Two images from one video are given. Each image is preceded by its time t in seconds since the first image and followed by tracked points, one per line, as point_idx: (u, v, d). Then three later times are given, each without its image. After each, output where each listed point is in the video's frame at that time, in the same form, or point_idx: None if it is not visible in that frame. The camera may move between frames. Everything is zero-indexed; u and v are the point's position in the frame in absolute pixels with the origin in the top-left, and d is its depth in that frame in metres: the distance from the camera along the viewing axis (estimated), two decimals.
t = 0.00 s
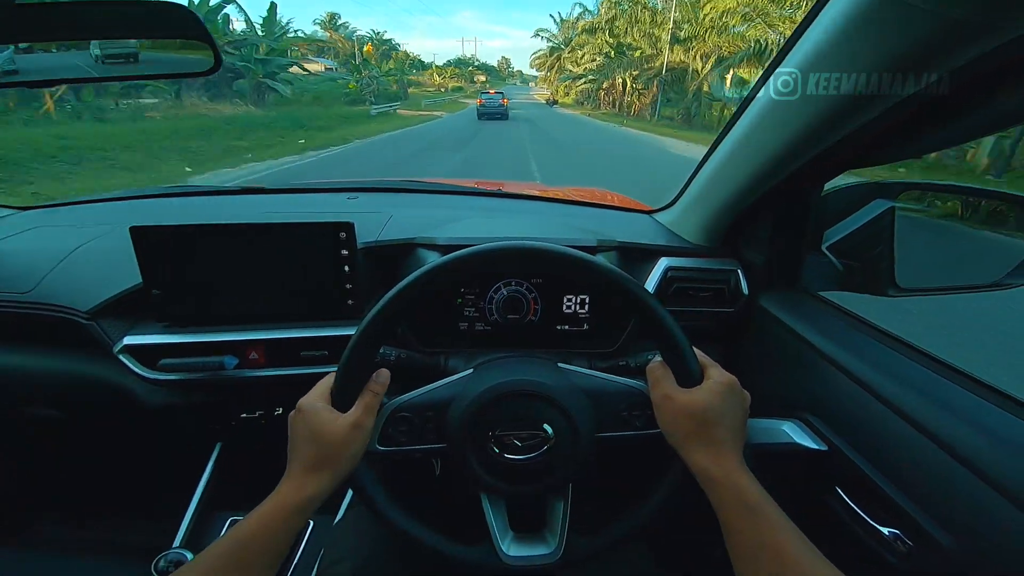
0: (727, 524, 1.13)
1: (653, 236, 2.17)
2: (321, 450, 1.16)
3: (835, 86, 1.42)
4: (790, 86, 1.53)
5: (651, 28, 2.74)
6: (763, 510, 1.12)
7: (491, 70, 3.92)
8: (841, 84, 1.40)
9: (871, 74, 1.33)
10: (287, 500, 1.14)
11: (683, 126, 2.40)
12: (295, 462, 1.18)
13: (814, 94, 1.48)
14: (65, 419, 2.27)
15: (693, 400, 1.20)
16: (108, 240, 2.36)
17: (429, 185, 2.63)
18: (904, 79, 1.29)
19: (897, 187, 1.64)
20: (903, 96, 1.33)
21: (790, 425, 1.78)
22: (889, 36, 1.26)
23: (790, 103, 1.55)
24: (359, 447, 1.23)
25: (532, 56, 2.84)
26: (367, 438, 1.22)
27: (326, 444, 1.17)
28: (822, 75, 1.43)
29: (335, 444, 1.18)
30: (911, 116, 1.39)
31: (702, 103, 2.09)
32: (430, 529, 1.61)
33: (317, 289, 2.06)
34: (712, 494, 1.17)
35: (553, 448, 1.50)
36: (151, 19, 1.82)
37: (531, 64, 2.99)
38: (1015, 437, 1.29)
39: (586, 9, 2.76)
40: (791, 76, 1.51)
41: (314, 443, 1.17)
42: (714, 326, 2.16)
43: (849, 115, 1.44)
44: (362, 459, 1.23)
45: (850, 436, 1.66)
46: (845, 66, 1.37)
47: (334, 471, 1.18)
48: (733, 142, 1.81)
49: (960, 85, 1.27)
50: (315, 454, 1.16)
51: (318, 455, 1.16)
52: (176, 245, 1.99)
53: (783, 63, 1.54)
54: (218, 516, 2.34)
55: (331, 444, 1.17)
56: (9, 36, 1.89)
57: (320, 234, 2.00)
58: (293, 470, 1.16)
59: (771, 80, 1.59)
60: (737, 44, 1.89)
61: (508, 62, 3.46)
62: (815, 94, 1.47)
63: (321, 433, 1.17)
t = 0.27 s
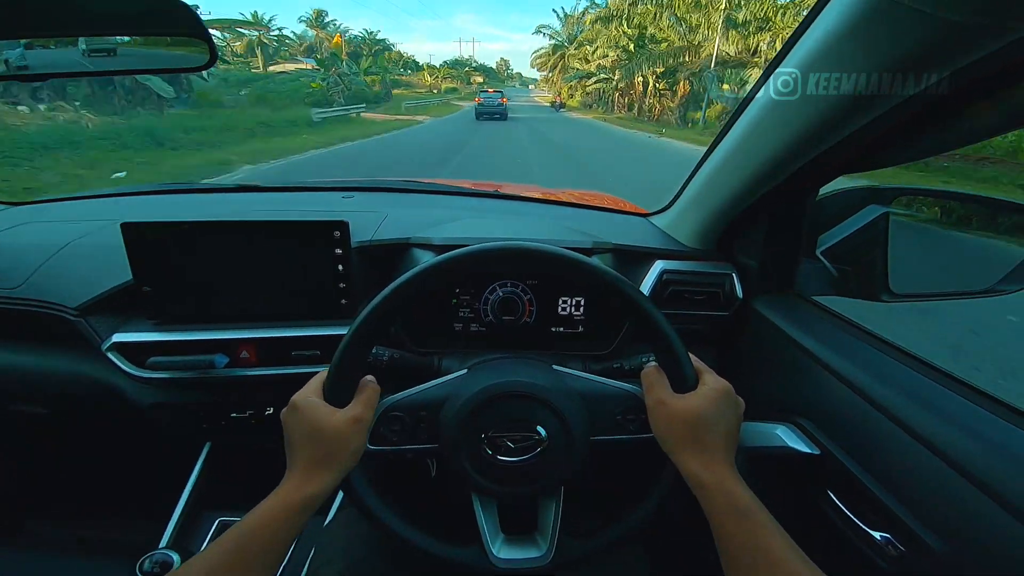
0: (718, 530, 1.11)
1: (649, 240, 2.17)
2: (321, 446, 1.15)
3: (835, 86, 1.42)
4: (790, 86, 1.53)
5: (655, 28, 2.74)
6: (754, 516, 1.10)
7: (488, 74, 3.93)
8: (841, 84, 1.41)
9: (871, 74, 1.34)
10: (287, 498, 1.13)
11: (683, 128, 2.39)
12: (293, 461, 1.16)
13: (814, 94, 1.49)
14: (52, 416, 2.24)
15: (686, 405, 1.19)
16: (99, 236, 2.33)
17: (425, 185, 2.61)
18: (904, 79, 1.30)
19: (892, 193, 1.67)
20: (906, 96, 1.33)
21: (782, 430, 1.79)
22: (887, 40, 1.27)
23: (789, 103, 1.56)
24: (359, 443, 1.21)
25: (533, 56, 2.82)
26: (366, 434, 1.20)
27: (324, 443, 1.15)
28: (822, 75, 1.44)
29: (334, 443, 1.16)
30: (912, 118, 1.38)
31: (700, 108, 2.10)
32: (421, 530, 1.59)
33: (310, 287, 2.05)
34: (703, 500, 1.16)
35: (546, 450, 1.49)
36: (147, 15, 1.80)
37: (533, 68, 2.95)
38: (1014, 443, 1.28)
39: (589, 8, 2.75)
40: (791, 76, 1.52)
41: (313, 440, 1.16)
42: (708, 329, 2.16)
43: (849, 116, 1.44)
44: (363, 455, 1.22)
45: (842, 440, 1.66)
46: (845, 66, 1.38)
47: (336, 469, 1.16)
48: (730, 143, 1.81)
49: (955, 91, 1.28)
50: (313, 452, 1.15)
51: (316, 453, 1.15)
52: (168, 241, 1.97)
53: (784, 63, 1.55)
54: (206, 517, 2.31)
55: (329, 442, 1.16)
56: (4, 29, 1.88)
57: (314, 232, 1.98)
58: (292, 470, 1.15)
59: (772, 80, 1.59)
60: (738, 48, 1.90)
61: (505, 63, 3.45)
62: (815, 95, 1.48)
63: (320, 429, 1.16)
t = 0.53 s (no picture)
0: (724, 530, 1.08)
1: (650, 237, 2.15)
2: (319, 450, 1.12)
3: (835, 86, 1.41)
4: (790, 86, 1.52)
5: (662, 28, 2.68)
6: (762, 515, 1.07)
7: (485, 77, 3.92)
8: (841, 84, 1.39)
9: (870, 74, 1.33)
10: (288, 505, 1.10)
11: (685, 127, 2.37)
12: (291, 465, 1.13)
13: (814, 94, 1.47)
14: (46, 420, 2.21)
15: (690, 401, 1.17)
16: (95, 236, 2.31)
17: (423, 184, 2.59)
18: (904, 79, 1.29)
19: (895, 186, 1.65)
20: (896, 96, 1.33)
21: (787, 427, 1.77)
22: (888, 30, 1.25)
23: (790, 104, 1.54)
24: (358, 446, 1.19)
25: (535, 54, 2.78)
26: (365, 436, 1.18)
27: (325, 447, 1.13)
28: (822, 74, 1.42)
29: (334, 447, 1.14)
30: (913, 110, 1.36)
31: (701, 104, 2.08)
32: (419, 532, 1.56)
33: (307, 287, 2.02)
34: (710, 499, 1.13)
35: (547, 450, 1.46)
36: (135, 13, 1.77)
37: (532, 69, 2.92)
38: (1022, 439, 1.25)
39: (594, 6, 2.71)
40: (790, 76, 1.50)
41: (311, 444, 1.13)
42: (710, 327, 2.14)
43: (847, 115, 1.44)
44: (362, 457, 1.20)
45: (848, 437, 1.63)
46: (845, 65, 1.36)
47: (336, 473, 1.14)
48: (729, 141, 1.79)
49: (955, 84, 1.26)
50: (313, 457, 1.12)
51: (315, 458, 1.12)
52: (162, 241, 1.95)
53: (782, 62, 1.53)
54: (203, 520, 2.28)
55: (329, 446, 1.13)
56: None
57: (310, 231, 1.96)
58: (291, 475, 1.12)
59: (770, 79, 1.58)
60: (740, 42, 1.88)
61: (504, 66, 3.43)
62: (815, 95, 1.47)
63: (317, 432, 1.13)
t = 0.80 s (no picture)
0: (715, 526, 1.11)
1: (647, 235, 2.18)
2: (324, 447, 1.16)
3: (836, 86, 1.42)
4: (790, 85, 1.52)
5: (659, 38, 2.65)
6: (752, 512, 1.11)
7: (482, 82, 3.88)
8: (841, 84, 1.40)
9: (870, 74, 1.34)
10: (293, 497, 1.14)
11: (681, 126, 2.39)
12: (296, 460, 1.17)
13: (815, 93, 1.48)
14: (53, 415, 2.25)
15: (684, 400, 1.21)
16: (97, 234, 2.34)
17: (421, 181, 2.61)
18: (903, 79, 1.31)
19: (887, 186, 1.68)
20: (898, 95, 1.34)
21: (779, 423, 1.78)
22: (881, 36, 1.28)
23: (790, 102, 1.55)
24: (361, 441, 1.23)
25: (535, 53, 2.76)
26: (369, 431, 1.21)
27: (327, 442, 1.16)
28: (822, 74, 1.43)
29: (338, 442, 1.17)
30: (906, 114, 1.39)
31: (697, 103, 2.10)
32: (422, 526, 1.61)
33: (310, 285, 2.05)
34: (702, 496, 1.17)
35: (546, 446, 1.50)
36: (139, 15, 1.79)
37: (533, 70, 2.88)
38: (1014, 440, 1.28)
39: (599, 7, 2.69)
40: (790, 75, 1.51)
41: (316, 442, 1.16)
42: (706, 324, 2.17)
43: (847, 113, 1.45)
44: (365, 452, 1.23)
45: (840, 433, 1.67)
46: (845, 66, 1.37)
47: (339, 468, 1.17)
48: (729, 138, 1.81)
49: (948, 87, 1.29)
50: (317, 452, 1.16)
51: (319, 452, 1.16)
52: (166, 240, 1.97)
53: (783, 59, 1.53)
54: (208, 513, 2.33)
55: (332, 441, 1.17)
56: None
57: (313, 230, 1.98)
58: (295, 469, 1.16)
59: (770, 77, 1.58)
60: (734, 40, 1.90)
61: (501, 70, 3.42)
62: (816, 95, 1.48)
63: (323, 429, 1.17)
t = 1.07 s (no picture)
0: (716, 541, 1.10)
1: (644, 250, 2.19)
2: (319, 460, 1.15)
3: (835, 85, 1.41)
4: (790, 86, 1.52)
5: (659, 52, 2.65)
6: (752, 527, 1.10)
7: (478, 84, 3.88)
8: (841, 84, 1.40)
9: (871, 75, 1.34)
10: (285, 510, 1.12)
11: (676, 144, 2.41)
12: (290, 473, 1.15)
13: (815, 94, 1.47)
14: (44, 434, 2.21)
15: (682, 415, 1.20)
16: (91, 251, 2.32)
17: (418, 198, 2.61)
18: (905, 79, 1.30)
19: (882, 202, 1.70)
20: (905, 95, 1.33)
21: (779, 437, 1.77)
22: (877, 50, 1.30)
23: (789, 103, 1.54)
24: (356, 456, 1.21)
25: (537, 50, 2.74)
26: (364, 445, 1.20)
27: (323, 455, 1.15)
28: (823, 75, 1.43)
29: (333, 455, 1.16)
30: (901, 127, 1.42)
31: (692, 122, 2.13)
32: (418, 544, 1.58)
33: (307, 301, 2.05)
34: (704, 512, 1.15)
35: (545, 462, 1.49)
36: (140, 33, 1.80)
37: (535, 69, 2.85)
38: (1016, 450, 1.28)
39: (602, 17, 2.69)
40: (790, 75, 1.50)
41: (311, 454, 1.15)
42: (704, 339, 2.17)
43: (848, 116, 1.44)
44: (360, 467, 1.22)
45: (840, 449, 1.67)
46: (845, 65, 1.37)
47: (334, 481, 1.16)
48: (727, 145, 1.80)
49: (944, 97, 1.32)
50: (312, 464, 1.14)
51: (314, 465, 1.14)
52: (162, 256, 1.96)
53: (783, 61, 1.53)
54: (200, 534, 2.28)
55: (328, 454, 1.15)
56: None
57: (311, 246, 1.98)
58: (289, 482, 1.14)
59: (770, 79, 1.57)
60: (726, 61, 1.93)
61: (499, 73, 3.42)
62: (815, 95, 1.47)
63: (317, 441, 1.15)
